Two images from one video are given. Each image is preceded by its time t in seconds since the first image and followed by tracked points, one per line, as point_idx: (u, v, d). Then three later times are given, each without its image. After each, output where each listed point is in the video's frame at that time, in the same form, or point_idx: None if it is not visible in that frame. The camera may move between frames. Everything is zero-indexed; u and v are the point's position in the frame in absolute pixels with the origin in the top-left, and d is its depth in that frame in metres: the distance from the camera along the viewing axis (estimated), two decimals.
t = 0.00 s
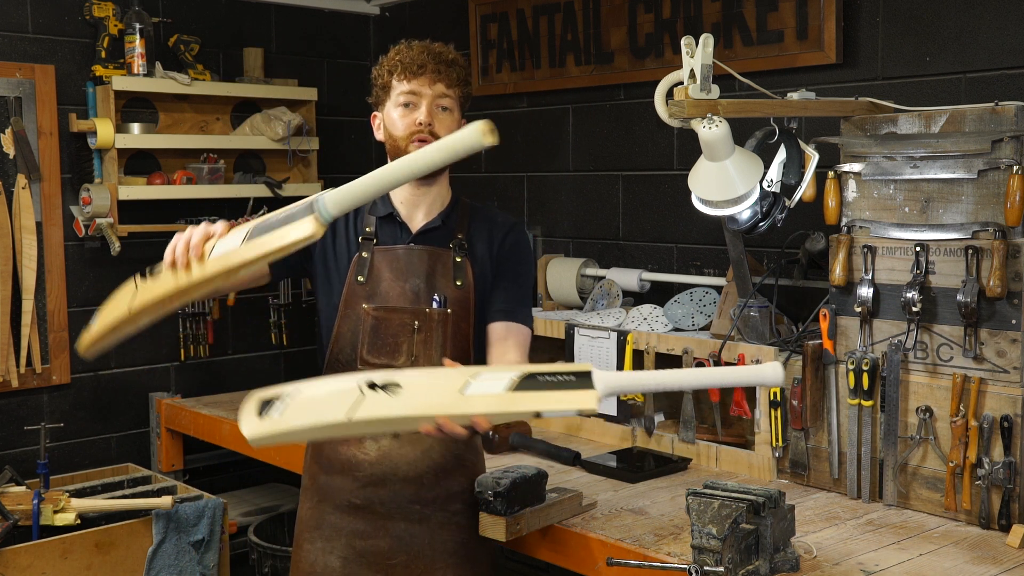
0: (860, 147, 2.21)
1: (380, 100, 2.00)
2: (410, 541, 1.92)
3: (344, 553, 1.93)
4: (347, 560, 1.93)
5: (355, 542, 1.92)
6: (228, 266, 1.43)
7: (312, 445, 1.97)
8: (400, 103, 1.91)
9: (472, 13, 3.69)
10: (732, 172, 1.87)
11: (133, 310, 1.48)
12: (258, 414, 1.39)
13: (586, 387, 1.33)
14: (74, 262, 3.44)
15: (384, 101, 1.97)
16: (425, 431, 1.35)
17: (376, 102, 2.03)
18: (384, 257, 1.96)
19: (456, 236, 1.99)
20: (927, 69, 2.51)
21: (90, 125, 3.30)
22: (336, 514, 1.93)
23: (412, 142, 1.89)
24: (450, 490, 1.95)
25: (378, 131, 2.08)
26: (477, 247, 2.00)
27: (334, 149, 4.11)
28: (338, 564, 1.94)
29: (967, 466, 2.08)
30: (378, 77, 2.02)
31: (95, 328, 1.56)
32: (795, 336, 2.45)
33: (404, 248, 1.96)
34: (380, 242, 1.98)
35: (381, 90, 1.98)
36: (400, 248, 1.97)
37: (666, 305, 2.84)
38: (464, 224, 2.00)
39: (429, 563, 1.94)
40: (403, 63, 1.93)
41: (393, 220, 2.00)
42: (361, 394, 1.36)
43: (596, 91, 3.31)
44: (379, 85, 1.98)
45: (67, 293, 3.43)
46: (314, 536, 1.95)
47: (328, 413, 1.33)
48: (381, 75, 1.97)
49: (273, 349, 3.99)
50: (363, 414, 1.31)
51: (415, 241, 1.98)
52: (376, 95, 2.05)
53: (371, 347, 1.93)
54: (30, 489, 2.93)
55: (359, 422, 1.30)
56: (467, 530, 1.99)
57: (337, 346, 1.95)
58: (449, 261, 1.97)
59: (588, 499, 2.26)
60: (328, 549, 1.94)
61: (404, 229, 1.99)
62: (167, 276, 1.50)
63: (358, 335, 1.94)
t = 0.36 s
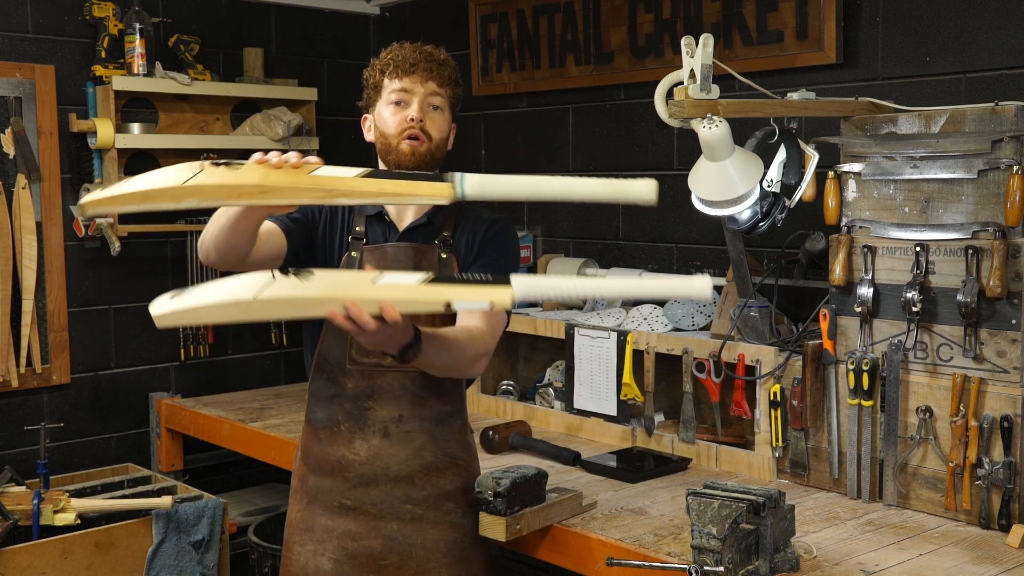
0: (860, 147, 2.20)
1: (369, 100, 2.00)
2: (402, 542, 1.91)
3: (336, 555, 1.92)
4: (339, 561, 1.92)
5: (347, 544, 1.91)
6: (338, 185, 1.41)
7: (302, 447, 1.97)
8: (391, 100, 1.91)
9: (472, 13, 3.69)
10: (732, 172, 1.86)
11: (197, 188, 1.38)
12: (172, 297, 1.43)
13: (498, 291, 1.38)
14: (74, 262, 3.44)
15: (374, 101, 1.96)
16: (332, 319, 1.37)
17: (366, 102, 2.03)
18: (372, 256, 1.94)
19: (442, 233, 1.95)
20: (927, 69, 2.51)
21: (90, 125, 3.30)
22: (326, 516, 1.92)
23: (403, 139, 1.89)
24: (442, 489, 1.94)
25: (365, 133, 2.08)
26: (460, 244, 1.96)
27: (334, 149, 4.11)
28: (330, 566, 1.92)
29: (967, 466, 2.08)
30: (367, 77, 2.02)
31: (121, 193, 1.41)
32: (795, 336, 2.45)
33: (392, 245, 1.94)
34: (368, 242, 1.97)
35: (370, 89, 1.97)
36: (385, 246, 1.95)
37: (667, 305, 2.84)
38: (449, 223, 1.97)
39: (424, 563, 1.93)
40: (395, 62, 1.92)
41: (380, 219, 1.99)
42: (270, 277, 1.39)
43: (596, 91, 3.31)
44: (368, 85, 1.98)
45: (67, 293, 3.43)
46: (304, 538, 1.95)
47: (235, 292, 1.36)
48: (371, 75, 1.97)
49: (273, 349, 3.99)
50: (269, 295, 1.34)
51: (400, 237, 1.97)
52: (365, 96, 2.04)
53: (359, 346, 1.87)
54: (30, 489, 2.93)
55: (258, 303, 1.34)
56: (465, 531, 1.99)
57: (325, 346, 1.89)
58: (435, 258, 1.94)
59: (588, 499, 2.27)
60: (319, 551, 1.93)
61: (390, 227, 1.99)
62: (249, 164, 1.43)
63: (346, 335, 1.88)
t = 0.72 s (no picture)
0: (860, 147, 2.20)
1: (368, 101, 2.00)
2: (403, 544, 1.90)
3: (336, 558, 1.90)
4: (339, 564, 1.90)
5: (348, 547, 1.90)
6: (376, 174, 1.46)
7: (301, 451, 1.97)
8: (389, 100, 1.91)
9: (472, 13, 3.69)
10: (732, 172, 1.80)
11: (234, 166, 1.41)
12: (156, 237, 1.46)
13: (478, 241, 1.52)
14: (74, 262, 3.45)
15: (372, 101, 1.97)
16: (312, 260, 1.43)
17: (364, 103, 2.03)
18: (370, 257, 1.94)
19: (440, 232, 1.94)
20: (927, 69, 2.51)
21: (90, 125, 3.30)
22: (327, 519, 1.91)
23: (400, 139, 1.89)
24: (443, 491, 1.93)
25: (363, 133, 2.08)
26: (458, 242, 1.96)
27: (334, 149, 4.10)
28: (330, 569, 1.91)
29: (967, 466, 2.08)
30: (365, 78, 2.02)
31: (155, 165, 1.41)
32: (795, 336, 2.45)
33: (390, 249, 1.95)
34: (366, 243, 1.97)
35: (369, 89, 1.97)
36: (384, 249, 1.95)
37: (667, 305, 2.84)
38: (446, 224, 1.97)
39: (425, 564, 1.91)
40: (393, 62, 1.93)
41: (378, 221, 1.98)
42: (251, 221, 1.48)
43: (596, 91, 3.31)
44: (367, 85, 1.98)
45: (67, 293, 3.43)
46: (304, 542, 1.93)
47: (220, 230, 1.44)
48: (369, 75, 1.97)
49: (273, 349, 3.99)
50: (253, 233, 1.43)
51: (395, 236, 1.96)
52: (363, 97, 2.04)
53: (357, 348, 1.88)
54: (30, 489, 2.93)
55: (240, 243, 1.42)
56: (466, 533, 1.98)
57: (324, 350, 1.92)
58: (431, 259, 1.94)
59: (588, 499, 2.27)
60: (319, 555, 1.92)
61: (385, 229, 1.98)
62: (286, 150, 1.47)
63: (343, 338, 1.90)
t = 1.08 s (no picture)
0: (860, 147, 2.20)
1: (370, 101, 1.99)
2: (403, 546, 1.89)
3: (336, 560, 1.90)
4: (339, 566, 1.90)
5: (348, 549, 1.89)
6: (370, 172, 1.46)
7: (301, 453, 1.97)
8: (394, 100, 1.90)
9: (472, 13, 3.68)
10: (732, 172, 1.80)
11: (229, 179, 1.42)
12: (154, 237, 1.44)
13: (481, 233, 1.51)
14: (74, 262, 3.45)
15: (375, 101, 1.96)
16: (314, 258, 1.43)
17: (366, 103, 2.02)
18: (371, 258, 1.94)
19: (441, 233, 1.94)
20: (927, 69, 2.51)
21: (90, 125, 3.30)
22: (327, 521, 1.91)
23: (407, 138, 1.88)
24: (443, 493, 1.93)
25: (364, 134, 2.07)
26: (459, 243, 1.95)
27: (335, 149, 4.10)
28: (330, 571, 1.91)
29: (967, 466, 2.08)
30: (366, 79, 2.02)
31: (153, 188, 1.42)
32: (795, 336, 2.44)
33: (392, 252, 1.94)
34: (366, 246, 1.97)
35: (371, 89, 1.97)
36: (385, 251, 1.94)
37: (667, 305, 2.84)
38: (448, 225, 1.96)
39: (425, 565, 1.91)
40: (396, 62, 1.93)
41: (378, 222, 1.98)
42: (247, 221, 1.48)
43: (596, 91, 3.31)
44: (369, 85, 1.98)
45: (67, 293, 3.43)
46: (304, 544, 1.93)
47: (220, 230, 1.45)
48: (372, 75, 1.97)
49: (273, 349, 3.99)
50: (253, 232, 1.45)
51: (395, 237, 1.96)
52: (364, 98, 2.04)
53: (357, 350, 1.88)
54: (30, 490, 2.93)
55: (242, 242, 1.43)
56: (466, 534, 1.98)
57: (324, 351, 1.92)
58: (431, 260, 1.93)
59: (588, 499, 2.26)
60: (319, 557, 1.91)
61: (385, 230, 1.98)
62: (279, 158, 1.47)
63: (343, 339, 1.90)
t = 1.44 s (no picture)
0: (860, 146, 2.20)
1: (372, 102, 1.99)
2: (402, 547, 1.90)
3: (334, 561, 1.90)
4: (337, 566, 1.90)
5: (347, 549, 1.89)
6: (370, 173, 1.46)
7: (300, 453, 1.96)
8: (396, 104, 1.91)
9: (472, 13, 3.68)
10: (731, 172, 1.80)
11: (231, 178, 1.42)
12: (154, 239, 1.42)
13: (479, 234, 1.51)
14: (74, 262, 3.45)
15: (378, 103, 1.96)
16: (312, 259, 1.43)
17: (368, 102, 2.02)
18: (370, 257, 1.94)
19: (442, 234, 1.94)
20: (928, 69, 2.51)
21: (90, 125, 3.30)
22: (326, 521, 1.91)
23: (407, 145, 1.90)
24: (442, 493, 1.93)
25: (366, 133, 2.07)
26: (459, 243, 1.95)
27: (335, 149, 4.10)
28: (328, 571, 1.91)
29: (967, 466, 2.07)
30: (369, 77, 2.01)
31: (155, 185, 1.41)
32: (795, 336, 2.44)
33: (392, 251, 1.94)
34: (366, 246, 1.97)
35: (374, 90, 1.97)
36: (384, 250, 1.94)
37: (667, 305, 2.84)
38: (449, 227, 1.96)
39: (424, 565, 1.91)
40: (399, 64, 1.92)
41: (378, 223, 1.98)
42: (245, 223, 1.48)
43: (596, 91, 3.31)
44: (372, 85, 1.97)
45: (67, 293, 3.43)
46: (303, 544, 1.93)
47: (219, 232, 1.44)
48: (375, 75, 1.97)
49: (273, 349, 3.99)
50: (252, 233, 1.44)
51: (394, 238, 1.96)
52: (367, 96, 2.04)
53: (357, 350, 1.88)
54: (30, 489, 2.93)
55: (242, 242, 1.43)
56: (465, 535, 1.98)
57: (323, 351, 1.92)
58: (431, 260, 1.94)
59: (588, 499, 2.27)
60: (318, 557, 1.91)
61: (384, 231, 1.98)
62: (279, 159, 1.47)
63: (343, 340, 1.90)
